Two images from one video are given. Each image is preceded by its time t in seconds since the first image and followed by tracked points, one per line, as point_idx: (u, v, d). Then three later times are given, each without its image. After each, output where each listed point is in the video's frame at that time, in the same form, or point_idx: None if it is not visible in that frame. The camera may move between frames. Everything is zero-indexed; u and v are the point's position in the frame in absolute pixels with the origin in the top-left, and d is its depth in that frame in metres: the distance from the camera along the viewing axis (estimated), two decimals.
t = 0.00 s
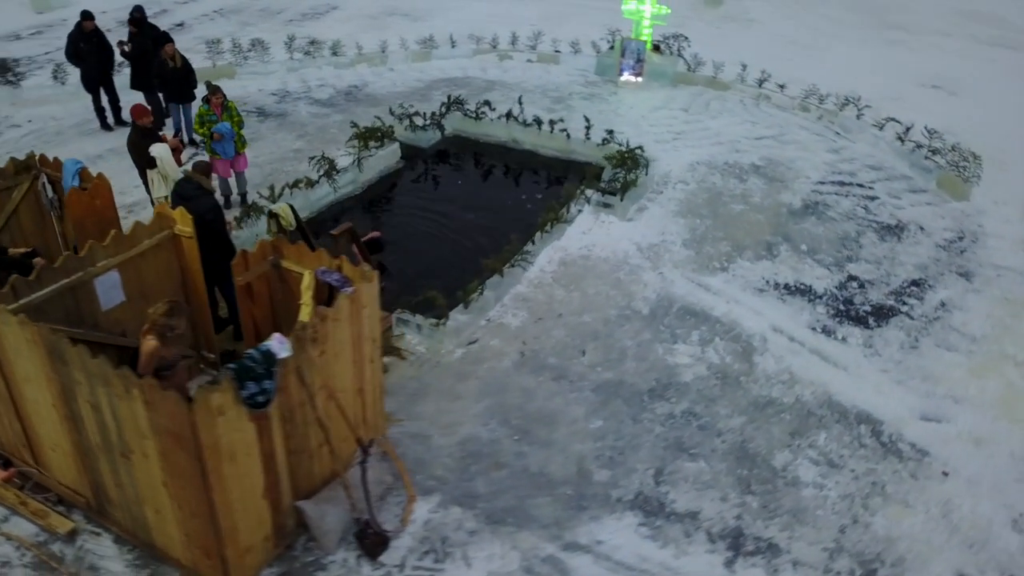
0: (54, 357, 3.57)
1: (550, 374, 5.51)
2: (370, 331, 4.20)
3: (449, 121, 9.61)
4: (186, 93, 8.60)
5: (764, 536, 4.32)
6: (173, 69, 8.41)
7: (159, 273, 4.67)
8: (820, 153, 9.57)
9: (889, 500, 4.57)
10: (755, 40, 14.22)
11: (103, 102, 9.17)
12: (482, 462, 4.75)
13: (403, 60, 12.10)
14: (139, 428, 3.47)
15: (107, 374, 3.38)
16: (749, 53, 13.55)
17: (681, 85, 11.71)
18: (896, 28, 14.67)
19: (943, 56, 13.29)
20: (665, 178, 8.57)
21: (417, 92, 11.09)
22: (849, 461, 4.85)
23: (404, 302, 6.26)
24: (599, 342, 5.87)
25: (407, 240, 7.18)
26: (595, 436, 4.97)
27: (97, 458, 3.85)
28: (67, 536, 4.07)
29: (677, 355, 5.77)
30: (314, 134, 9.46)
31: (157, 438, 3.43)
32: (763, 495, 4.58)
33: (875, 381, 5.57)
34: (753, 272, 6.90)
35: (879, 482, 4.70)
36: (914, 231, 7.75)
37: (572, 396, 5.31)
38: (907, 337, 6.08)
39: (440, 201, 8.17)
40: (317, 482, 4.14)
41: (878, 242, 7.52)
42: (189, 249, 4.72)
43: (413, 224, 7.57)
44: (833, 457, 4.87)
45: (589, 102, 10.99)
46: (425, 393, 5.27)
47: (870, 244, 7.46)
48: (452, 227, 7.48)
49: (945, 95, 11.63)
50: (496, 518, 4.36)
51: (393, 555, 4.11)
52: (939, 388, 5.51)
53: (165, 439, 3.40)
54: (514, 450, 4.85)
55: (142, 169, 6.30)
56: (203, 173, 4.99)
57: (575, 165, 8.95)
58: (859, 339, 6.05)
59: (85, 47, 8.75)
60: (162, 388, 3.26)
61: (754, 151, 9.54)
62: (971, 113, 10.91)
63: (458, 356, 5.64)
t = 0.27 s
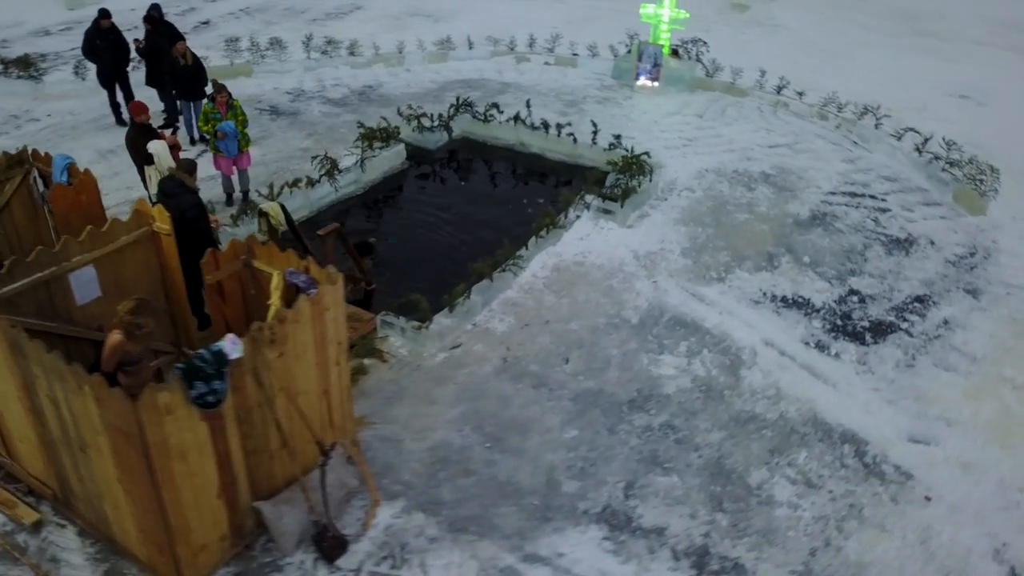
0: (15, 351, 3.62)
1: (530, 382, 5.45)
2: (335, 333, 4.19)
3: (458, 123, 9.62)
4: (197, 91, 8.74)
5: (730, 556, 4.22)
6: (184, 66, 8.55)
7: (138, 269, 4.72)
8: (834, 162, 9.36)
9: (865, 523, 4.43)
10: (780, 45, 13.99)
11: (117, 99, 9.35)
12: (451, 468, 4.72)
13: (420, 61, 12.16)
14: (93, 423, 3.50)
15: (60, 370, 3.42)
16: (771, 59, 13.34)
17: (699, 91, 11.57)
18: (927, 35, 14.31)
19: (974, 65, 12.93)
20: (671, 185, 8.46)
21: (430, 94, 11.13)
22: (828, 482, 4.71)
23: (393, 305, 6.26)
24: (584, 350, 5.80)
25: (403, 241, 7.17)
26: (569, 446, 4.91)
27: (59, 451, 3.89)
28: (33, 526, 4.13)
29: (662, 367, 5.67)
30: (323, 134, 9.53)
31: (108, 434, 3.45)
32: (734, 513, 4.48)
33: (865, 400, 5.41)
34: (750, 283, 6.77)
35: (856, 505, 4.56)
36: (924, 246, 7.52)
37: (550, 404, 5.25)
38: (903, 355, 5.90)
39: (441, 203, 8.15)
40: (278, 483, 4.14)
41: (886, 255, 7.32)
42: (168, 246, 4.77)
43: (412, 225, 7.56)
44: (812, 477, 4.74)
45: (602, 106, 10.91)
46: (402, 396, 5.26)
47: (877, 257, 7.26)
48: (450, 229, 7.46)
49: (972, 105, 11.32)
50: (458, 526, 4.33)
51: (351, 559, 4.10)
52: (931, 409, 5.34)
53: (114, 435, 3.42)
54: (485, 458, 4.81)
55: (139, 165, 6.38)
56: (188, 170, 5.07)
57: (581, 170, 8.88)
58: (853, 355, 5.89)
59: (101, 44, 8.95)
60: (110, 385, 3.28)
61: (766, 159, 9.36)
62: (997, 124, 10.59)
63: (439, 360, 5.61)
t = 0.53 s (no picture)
0: None
1: (513, 388, 5.40)
2: (305, 335, 4.20)
3: (465, 124, 9.61)
4: (206, 89, 8.85)
5: (700, 572, 4.14)
6: (194, 65, 8.64)
7: (120, 266, 4.76)
8: (846, 170, 9.17)
9: (842, 544, 4.32)
10: (800, 50, 13.79)
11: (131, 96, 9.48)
12: (424, 473, 4.69)
13: (434, 62, 12.21)
14: (54, 419, 3.53)
15: (22, 365, 3.45)
16: (791, 64, 13.15)
17: (714, 96, 11.43)
18: (954, 42, 14.00)
19: (1001, 73, 12.61)
20: (675, 191, 8.35)
21: (441, 95, 11.15)
22: (808, 499, 4.60)
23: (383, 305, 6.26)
24: (571, 357, 5.73)
25: (400, 241, 7.16)
26: (546, 454, 4.86)
27: (28, 445, 3.93)
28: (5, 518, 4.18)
29: (649, 376, 5.59)
30: (331, 133, 9.59)
31: (68, 431, 3.48)
32: (708, 528, 4.39)
33: (855, 416, 5.27)
34: (748, 293, 6.65)
35: (836, 524, 4.45)
36: (931, 258, 7.33)
37: (530, 411, 5.20)
38: (899, 371, 5.74)
39: (442, 205, 8.14)
40: (244, 483, 4.15)
41: (892, 267, 7.14)
42: (151, 243, 4.80)
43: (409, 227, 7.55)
44: (792, 494, 4.64)
45: (614, 110, 10.84)
46: (383, 399, 5.24)
47: (882, 269, 7.09)
48: (447, 231, 7.44)
49: (996, 114, 11.04)
50: (425, 532, 4.30)
51: (315, 562, 4.09)
52: (923, 428, 5.19)
53: (74, 432, 3.44)
54: (459, 463, 4.77)
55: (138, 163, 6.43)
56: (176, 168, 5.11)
57: (585, 174, 8.80)
58: (847, 369, 5.75)
59: (115, 41, 9.05)
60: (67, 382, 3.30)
61: (776, 167, 9.21)
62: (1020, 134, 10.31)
63: (424, 363, 5.59)
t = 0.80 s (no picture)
0: None
1: (491, 395, 5.35)
2: (270, 337, 4.21)
3: (473, 127, 9.59)
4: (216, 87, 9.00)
5: None
6: (203, 63, 8.80)
7: (100, 262, 4.80)
8: (860, 181, 8.95)
9: (810, 568, 4.20)
10: (825, 57, 13.53)
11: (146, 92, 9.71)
12: (391, 479, 4.67)
13: (450, 63, 12.25)
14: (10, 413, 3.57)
15: None
16: (814, 70, 12.91)
17: (731, 102, 11.26)
18: (986, 51, 13.61)
19: None
20: (679, 198, 8.24)
21: (454, 98, 11.17)
22: (781, 520, 4.48)
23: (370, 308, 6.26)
24: (552, 366, 5.67)
25: (395, 246, 7.17)
26: (516, 463, 4.80)
27: None
28: None
29: (631, 387, 5.50)
30: (340, 133, 9.65)
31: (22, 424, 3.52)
32: (673, 546, 4.31)
33: (840, 436, 5.12)
34: (742, 305, 6.51)
35: (806, 547, 4.32)
36: (939, 274, 7.11)
37: (506, 419, 5.15)
38: (892, 391, 5.57)
39: (442, 208, 8.12)
40: (205, 483, 4.16)
41: (896, 282, 6.94)
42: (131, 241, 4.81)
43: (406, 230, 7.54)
44: (764, 514, 4.52)
45: (626, 114, 10.75)
46: (358, 403, 5.24)
47: (885, 284, 6.90)
48: (442, 234, 7.42)
49: None
50: (385, 538, 4.27)
51: (271, 564, 4.09)
52: (910, 450, 5.02)
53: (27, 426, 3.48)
54: (428, 470, 4.74)
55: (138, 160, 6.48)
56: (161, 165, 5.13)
57: (590, 179, 8.71)
58: (837, 387, 5.59)
59: (131, 39, 9.30)
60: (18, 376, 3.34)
61: (787, 175, 9.03)
62: None
63: (404, 366, 5.58)
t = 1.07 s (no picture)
0: None
1: (471, 401, 5.32)
2: (241, 337, 4.21)
3: (480, 129, 9.58)
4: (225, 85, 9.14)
5: None
6: (214, 61, 8.92)
7: (85, 258, 4.86)
8: (871, 191, 8.76)
9: None
10: (847, 63, 13.29)
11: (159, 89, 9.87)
12: (363, 482, 4.65)
13: (464, 65, 12.26)
14: None
15: None
16: (834, 76, 12.68)
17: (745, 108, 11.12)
18: (1016, 59, 13.26)
19: None
20: (683, 204, 8.13)
21: (466, 99, 11.18)
22: (754, 538, 4.39)
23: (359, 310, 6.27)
24: (537, 372, 5.62)
25: (389, 248, 7.18)
26: (490, 470, 4.76)
27: None
28: None
29: (613, 397, 5.43)
30: (347, 134, 9.70)
31: None
32: (641, 561, 4.23)
33: (824, 453, 5.00)
34: (737, 315, 6.40)
35: (778, 567, 4.22)
36: (945, 288, 6.92)
37: (484, 425, 5.11)
38: (883, 408, 5.42)
39: (442, 211, 8.11)
40: (173, 482, 4.18)
41: (899, 295, 6.76)
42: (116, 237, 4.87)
43: (403, 232, 7.55)
44: (738, 531, 4.42)
45: (637, 119, 10.66)
46: (338, 405, 5.24)
47: (888, 297, 6.73)
48: (439, 237, 7.41)
49: None
50: (350, 542, 4.26)
51: (234, 564, 4.10)
52: (896, 470, 4.88)
53: None
54: (400, 474, 4.72)
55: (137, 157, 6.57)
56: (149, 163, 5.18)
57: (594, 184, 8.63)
58: (826, 402, 5.46)
59: (144, 36, 9.47)
60: None
61: (796, 184, 8.87)
62: None
63: (387, 369, 5.57)
